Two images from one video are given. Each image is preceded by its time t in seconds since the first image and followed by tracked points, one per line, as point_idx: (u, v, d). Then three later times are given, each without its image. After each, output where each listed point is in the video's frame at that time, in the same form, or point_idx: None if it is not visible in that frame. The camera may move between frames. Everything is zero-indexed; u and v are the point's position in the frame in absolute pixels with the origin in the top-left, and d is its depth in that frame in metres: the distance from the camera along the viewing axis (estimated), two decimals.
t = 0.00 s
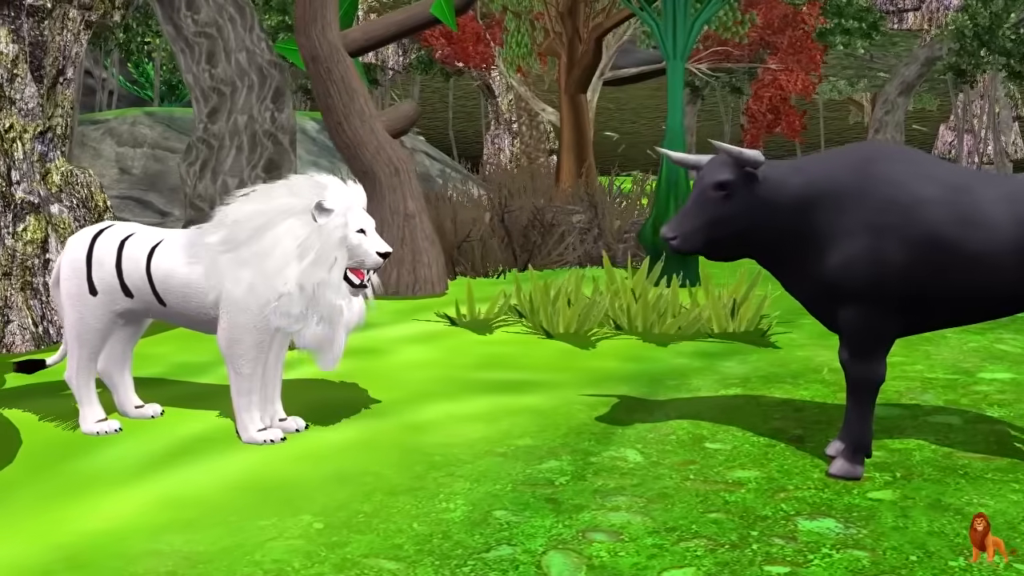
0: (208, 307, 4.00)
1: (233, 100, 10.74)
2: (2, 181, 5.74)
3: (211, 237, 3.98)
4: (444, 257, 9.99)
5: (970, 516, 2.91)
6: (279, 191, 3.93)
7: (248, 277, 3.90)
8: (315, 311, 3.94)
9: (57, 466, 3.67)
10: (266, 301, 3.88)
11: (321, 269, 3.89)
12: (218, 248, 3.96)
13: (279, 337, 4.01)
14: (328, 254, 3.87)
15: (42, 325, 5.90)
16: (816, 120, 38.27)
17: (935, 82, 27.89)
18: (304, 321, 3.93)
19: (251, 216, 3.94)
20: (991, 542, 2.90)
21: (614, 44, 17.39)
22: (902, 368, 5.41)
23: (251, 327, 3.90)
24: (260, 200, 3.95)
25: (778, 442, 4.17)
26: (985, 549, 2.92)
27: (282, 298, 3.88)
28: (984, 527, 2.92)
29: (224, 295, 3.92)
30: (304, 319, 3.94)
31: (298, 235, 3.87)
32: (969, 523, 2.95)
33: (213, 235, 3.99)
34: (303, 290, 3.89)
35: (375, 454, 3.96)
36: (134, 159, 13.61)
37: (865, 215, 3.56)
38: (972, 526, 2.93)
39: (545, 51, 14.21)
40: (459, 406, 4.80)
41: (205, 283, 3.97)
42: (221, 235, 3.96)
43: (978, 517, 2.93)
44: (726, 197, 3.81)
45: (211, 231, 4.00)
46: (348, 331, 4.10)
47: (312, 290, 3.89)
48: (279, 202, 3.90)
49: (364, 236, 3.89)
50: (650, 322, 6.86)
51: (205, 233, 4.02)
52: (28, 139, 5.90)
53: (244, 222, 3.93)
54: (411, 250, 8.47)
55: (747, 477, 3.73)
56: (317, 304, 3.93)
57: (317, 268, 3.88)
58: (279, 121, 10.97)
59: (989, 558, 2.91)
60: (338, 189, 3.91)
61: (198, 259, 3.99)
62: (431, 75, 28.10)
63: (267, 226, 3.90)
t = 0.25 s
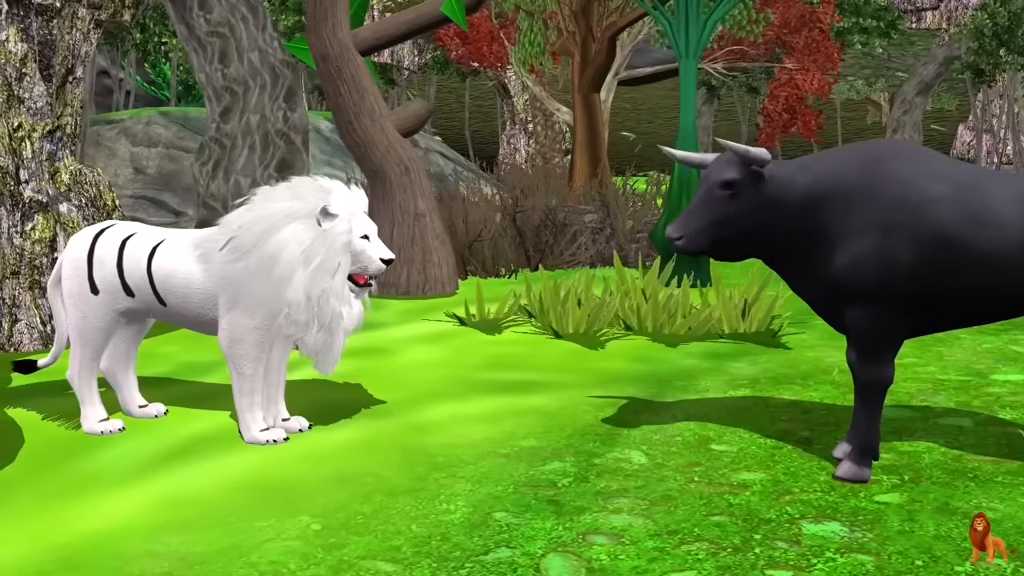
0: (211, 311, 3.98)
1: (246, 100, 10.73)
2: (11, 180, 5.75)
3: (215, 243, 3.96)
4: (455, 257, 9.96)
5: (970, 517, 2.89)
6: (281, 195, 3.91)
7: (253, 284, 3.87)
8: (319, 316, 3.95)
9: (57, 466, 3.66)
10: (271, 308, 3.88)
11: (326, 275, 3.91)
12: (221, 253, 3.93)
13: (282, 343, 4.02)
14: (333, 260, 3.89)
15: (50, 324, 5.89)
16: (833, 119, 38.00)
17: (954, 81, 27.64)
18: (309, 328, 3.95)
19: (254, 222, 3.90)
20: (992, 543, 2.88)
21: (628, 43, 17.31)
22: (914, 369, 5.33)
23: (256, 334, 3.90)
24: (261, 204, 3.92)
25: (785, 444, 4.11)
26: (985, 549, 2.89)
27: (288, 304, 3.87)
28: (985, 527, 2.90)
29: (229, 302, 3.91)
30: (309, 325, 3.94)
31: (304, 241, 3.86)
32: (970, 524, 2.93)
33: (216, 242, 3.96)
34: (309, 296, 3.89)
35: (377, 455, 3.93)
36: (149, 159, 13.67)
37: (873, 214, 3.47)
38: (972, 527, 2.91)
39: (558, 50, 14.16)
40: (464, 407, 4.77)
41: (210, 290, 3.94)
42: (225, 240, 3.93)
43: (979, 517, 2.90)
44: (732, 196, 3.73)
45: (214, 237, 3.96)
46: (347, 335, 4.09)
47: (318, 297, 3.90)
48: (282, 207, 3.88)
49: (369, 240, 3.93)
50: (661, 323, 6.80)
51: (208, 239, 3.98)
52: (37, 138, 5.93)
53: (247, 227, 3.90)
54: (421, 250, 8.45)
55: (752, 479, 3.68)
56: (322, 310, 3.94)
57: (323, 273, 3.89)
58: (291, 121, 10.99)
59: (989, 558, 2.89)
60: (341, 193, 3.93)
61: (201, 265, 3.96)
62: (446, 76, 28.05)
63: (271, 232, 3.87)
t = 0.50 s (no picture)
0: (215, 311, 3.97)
1: (260, 100, 10.75)
2: (21, 179, 5.84)
3: (218, 242, 3.94)
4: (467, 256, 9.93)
5: (970, 517, 2.83)
6: (285, 194, 3.89)
7: (256, 283, 3.85)
8: (323, 316, 3.92)
9: (59, 466, 3.66)
10: (275, 308, 3.86)
11: (330, 274, 3.88)
12: (225, 252, 3.92)
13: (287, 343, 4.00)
14: (336, 259, 3.86)
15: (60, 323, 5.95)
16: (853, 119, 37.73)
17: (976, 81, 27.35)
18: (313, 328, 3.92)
19: (257, 221, 3.88)
20: (992, 543, 2.84)
21: (644, 42, 17.22)
22: (927, 370, 5.25)
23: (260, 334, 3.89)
24: (264, 203, 3.90)
25: (793, 446, 4.05)
26: (985, 549, 2.85)
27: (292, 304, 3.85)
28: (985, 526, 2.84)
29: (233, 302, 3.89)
30: (313, 325, 3.92)
31: (307, 241, 3.82)
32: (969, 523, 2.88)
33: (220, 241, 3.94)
34: (313, 296, 3.87)
35: (379, 455, 3.90)
36: (165, 159, 13.71)
37: (882, 212, 3.35)
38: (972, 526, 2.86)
39: (573, 49, 14.11)
40: (470, 407, 4.73)
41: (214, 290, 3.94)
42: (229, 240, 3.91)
43: (978, 517, 2.85)
44: (737, 195, 3.62)
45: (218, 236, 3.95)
46: (349, 335, 4.06)
47: (322, 296, 3.88)
48: (286, 206, 3.86)
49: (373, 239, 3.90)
50: (672, 323, 6.75)
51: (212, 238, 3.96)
52: (47, 137, 5.95)
53: (251, 226, 3.88)
54: (433, 250, 8.43)
55: (757, 482, 3.63)
56: (325, 310, 3.91)
57: (327, 273, 3.86)
58: (305, 120, 11.06)
59: (989, 558, 2.86)
60: (345, 191, 3.89)
61: (205, 264, 3.95)
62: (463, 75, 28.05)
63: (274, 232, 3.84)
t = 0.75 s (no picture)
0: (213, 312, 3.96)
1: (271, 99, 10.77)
2: (28, 178, 5.78)
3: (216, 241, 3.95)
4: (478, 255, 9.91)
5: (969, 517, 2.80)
6: (282, 193, 3.87)
7: (250, 283, 3.84)
8: (316, 317, 3.90)
9: (60, 466, 3.65)
10: (270, 307, 3.84)
11: (323, 274, 3.85)
12: (221, 250, 3.92)
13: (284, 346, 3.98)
14: (330, 259, 3.84)
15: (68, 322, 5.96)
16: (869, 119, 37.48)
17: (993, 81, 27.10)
18: (309, 329, 3.90)
19: (253, 221, 3.87)
20: (992, 542, 2.80)
21: (657, 41, 17.12)
22: (937, 372, 5.18)
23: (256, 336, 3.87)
24: (261, 202, 3.89)
25: (799, 448, 4.01)
26: (985, 550, 2.82)
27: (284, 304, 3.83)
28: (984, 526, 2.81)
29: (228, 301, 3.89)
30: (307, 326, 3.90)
31: (300, 240, 3.80)
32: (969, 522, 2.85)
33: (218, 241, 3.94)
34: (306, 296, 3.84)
35: (381, 456, 3.88)
36: (177, 159, 13.73)
37: (888, 211, 3.30)
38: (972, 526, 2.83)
39: (585, 49, 14.05)
40: (474, 408, 4.70)
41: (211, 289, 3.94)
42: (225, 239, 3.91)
43: (978, 517, 2.82)
44: (741, 194, 3.57)
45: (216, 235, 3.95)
46: (346, 336, 4.04)
47: (315, 297, 3.85)
48: (281, 205, 3.84)
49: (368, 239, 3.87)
50: (681, 323, 6.70)
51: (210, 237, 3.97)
52: (54, 136, 5.94)
53: (247, 225, 3.87)
54: (442, 249, 8.40)
55: (762, 484, 3.59)
56: (319, 310, 3.89)
57: (321, 273, 3.84)
58: (317, 119, 11.03)
59: (988, 558, 2.83)
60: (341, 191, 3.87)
61: (204, 264, 3.96)
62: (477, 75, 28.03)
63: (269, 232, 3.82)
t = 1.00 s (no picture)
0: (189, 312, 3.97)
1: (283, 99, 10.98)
2: (36, 177, 5.87)
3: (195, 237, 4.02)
4: (489, 255, 9.95)
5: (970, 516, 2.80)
6: (256, 191, 3.92)
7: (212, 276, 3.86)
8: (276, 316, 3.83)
9: (61, 465, 3.65)
10: (228, 301, 3.83)
11: (281, 270, 3.80)
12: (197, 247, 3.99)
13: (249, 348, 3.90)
14: (289, 255, 3.79)
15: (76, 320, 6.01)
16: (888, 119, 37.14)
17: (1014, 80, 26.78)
18: (269, 328, 3.83)
19: (226, 218, 3.94)
20: (992, 543, 2.80)
21: (672, 40, 17.02)
22: (949, 373, 5.11)
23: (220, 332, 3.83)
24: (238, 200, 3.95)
25: (805, 450, 3.95)
26: (985, 549, 2.82)
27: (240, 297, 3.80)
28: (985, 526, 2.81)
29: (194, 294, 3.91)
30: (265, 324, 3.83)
31: (260, 233, 3.80)
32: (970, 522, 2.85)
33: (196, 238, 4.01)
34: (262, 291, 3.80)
35: (382, 456, 3.85)
36: (191, 159, 13.79)
37: (894, 210, 3.24)
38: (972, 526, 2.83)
39: (598, 48, 13.97)
40: (478, 408, 4.67)
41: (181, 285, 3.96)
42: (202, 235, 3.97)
43: (978, 516, 2.82)
44: (744, 193, 3.52)
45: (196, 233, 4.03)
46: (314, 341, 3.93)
47: (272, 292, 3.80)
48: (250, 202, 3.89)
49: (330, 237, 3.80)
50: (691, 323, 6.64)
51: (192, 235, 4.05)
52: (62, 135, 5.99)
53: (221, 221, 3.93)
54: (451, 249, 8.39)
55: (766, 486, 3.54)
56: (279, 309, 3.82)
57: (278, 269, 3.79)
58: (328, 119, 11.29)
59: (989, 558, 2.82)
60: (312, 189, 3.86)
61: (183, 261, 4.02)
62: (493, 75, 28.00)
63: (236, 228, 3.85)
